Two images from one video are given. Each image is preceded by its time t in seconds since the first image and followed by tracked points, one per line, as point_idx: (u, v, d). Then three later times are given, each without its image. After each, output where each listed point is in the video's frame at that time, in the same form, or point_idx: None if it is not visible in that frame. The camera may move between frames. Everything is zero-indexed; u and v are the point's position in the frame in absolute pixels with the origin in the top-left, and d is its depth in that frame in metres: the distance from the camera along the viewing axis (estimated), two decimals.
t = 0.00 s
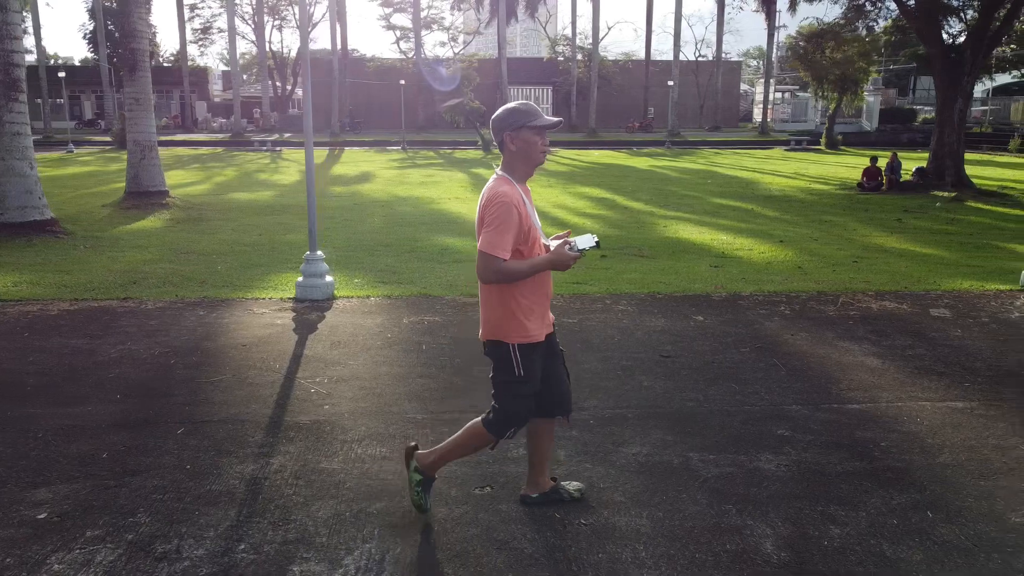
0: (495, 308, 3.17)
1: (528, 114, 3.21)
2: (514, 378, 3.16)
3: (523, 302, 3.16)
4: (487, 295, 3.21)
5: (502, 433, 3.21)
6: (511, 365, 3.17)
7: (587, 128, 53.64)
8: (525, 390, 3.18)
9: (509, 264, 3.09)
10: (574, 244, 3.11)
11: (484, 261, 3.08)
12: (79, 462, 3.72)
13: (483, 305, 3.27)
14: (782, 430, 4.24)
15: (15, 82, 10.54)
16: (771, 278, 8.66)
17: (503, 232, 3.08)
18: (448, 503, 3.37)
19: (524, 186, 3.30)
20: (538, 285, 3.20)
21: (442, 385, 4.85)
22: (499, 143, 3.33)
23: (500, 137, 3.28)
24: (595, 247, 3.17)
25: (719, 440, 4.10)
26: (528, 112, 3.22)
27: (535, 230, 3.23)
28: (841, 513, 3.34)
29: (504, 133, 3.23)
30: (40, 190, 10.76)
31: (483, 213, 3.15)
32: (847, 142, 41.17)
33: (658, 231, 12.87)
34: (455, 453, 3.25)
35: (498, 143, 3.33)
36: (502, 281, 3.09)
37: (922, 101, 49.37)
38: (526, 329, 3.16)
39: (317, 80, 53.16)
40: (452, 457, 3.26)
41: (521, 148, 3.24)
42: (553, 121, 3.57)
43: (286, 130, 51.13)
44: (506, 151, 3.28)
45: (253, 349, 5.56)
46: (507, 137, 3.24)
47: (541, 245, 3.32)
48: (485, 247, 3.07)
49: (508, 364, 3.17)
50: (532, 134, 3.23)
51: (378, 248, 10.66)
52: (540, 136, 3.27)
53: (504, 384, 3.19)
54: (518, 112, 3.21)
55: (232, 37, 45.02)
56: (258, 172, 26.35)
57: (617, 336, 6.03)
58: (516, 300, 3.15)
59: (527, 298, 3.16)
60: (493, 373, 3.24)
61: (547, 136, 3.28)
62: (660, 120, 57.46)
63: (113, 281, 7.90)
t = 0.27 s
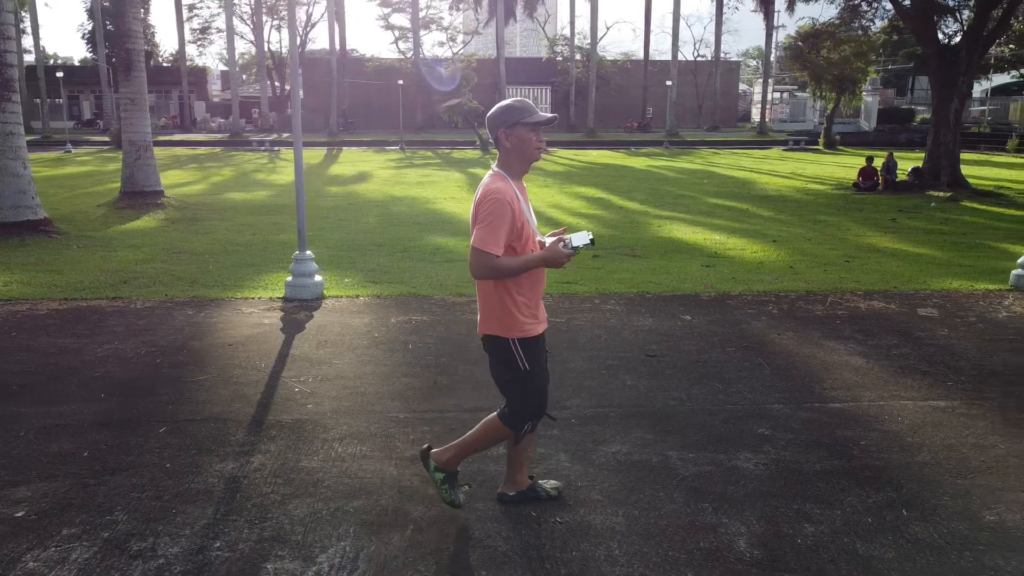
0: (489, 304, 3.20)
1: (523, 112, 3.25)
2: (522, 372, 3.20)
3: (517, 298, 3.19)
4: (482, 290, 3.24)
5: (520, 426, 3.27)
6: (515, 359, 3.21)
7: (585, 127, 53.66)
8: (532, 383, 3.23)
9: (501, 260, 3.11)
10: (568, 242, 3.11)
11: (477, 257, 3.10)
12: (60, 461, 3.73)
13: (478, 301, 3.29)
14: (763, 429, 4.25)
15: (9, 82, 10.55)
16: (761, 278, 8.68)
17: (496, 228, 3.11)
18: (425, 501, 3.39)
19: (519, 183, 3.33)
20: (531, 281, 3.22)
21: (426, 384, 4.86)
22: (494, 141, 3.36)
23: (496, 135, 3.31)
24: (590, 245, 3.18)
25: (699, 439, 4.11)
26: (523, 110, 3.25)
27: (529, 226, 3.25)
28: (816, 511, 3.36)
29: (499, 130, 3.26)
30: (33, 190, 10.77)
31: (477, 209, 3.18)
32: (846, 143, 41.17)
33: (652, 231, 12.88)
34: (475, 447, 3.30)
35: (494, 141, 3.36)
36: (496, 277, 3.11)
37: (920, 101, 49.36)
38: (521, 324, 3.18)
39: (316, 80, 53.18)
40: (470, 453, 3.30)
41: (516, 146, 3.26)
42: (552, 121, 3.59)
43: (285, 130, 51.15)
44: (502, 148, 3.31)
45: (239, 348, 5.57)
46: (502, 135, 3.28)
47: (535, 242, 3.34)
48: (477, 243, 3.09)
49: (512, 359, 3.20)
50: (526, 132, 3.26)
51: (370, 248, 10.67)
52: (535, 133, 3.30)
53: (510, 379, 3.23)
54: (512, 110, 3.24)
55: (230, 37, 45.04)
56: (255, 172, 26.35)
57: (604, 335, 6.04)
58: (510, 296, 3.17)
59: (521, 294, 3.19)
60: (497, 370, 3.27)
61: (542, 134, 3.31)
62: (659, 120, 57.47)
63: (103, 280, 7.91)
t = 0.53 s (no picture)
0: (483, 299, 3.24)
1: (518, 110, 3.26)
2: (524, 364, 3.22)
3: (512, 294, 3.23)
4: (476, 286, 3.29)
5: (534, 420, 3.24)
6: (516, 352, 3.23)
7: (583, 127, 53.67)
8: (535, 374, 3.23)
9: (494, 257, 3.15)
10: (562, 239, 3.12)
11: (469, 254, 3.15)
12: (40, 460, 3.75)
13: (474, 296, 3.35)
14: (744, 428, 4.26)
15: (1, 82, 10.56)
16: (752, 278, 8.69)
17: (489, 226, 3.16)
18: (403, 500, 3.40)
19: (514, 180, 3.36)
20: (524, 277, 3.26)
21: (410, 383, 4.87)
22: (490, 139, 3.40)
23: (491, 133, 3.34)
24: (585, 241, 3.19)
25: (679, 438, 4.12)
26: (518, 107, 3.26)
27: (523, 223, 3.28)
28: (791, 509, 3.37)
29: (494, 129, 3.29)
30: (26, 189, 10.77)
31: (471, 206, 3.23)
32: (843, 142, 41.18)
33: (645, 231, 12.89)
34: (496, 449, 3.30)
35: (490, 139, 3.40)
36: (488, 273, 3.16)
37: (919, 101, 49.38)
38: (516, 319, 3.22)
39: (314, 79, 53.20)
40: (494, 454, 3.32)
41: (511, 143, 3.29)
42: (550, 116, 3.59)
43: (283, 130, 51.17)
44: (497, 146, 3.34)
45: (225, 348, 5.59)
46: (497, 132, 3.30)
47: (530, 238, 3.37)
48: (469, 241, 3.14)
49: (513, 353, 3.22)
50: (521, 129, 3.28)
51: (363, 248, 10.67)
52: (530, 130, 3.32)
53: (514, 374, 3.24)
54: (506, 108, 3.26)
55: (229, 37, 45.07)
56: (252, 172, 26.36)
57: (590, 334, 6.06)
58: (504, 293, 3.21)
59: (515, 290, 3.23)
60: (497, 364, 3.29)
61: (538, 131, 3.33)
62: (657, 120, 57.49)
63: (94, 280, 7.92)
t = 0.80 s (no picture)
0: (477, 297, 3.26)
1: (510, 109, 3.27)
2: (520, 359, 3.25)
3: (506, 292, 3.24)
4: (470, 284, 3.30)
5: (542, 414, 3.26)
6: (513, 348, 3.25)
7: (582, 127, 53.70)
8: (532, 368, 3.25)
9: (487, 256, 3.17)
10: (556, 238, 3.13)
11: (461, 253, 3.17)
12: (20, 459, 3.76)
13: (466, 295, 3.37)
14: (724, 427, 4.28)
15: None
16: (742, 278, 8.70)
17: (481, 225, 3.18)
18: (380, 498, 3.41)
19: (508, 179, 3.36)
20: (517, 275, 3.27)
21: (394, 383, 4.88)
22: (484, 138, 3.40)
23: (484, 133, 3.34)
24: (578, 239, 3.19)
25: (659, 437, 4.14)
26: (512, 106, 3.26)
27: (516, 222, 3.29)
28: (766, 508, 3.38)
29: (487, 129, 3.29)
30: (19, 189, 10.77)
31: (465, 206, 3.24)
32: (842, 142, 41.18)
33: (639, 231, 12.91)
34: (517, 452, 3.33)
35: (484, 139, 3.39)
36: (481, 273, 3.18)
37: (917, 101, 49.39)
38: (511, 316, 3.25)
39: (313, 79, 53.25)
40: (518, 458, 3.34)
41: (504, 143, 3.29)
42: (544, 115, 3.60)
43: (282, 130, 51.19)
44: (491, 145, 3.34)
45: (212, 347, 5.60)
46: (490, 131, 3.31)
47: (524, 237, 3.38)
48: (461, 240, 3.16)
49: (510, 349, 3.24)
50: (515, 129, 3.28)
51: (355, 247, 10.69)
52: (523, 130, 3.31)
53: (511, 370, 3.27)
54: (499, 108, 3.25)
55: (227, 37, 45.10)
56: (250, 172, 26.38)
57: (577, 334, 6.08)
58: (498, 290, 3.23)
59: (510, 288, 3.25)
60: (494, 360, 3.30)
61: (532, 130, 3.32)
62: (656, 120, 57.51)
63: (85, 280, 7.94)
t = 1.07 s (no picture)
0: (471, 298, 3.29)
1: (505, 111, 3.27)
2: (512, 360, 3.29)
3: (500, 293, 3.27)
4: (464, 285, 3.33)
5: (538, 413, 3.33)
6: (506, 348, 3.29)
7: (581, 127, 53.71)
8: (524, 369, 3.30)
9: (480, 257, 3.19)
10: (550, 238, 3.14)
11: (454, 255, 3.19)
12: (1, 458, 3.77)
13: (460, 295, 3.39)
14: (705, 426, 4.29)
15: None
16: (732, 277, 8.72)
17: (475, 227, 3.20)
18: (357, 496, 3.43)
19: (503, 180, 3.37)
20: (511, 277, 3.29)
21: (377, 382, 4.90)
22: (479, 140, 3.40)
23: (479, 134, 3.36)
24: (573, 240, 3.20)
25: (639, 436, 4.16)
26: (506, 109, 3.27)
27: (510, 224, 3.31)
28: (742, 506, 3.40)
29: (481, 131, 3.30)
30: (12, 189, 10.78)
31: (459, 207, 3.26)
32: (840, 143, 41.18)
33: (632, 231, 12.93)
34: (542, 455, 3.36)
35: (478, 140, 3.40)
36: (475, 274, 3.20)
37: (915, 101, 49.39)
38: (504, 316, 3.28)
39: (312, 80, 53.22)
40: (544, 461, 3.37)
41: (499, 145, 3.30)
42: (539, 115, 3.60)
43: (280, 130, 51.17)
44: (485, 147, 3.34)
45: (198, 346, 5.62)
46: (485, 133, 3.31)
47: (518, 238, 3.39)
48: (455, 242, 3.18)
49: (502, 350, 3.28)
50: (510, 131, 3.29)
51: (349, 247, 10.70)
52: (518, 132, 3.32)
53: (504, 369, 3.31)
54: (493, 110, 3.26)
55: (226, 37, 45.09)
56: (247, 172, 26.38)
57: (564, 333, 6.09)
58: (492, 291, 3.25)
59: (503, 289, 3.27)
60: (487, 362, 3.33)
61: (526, 132, 3.33)
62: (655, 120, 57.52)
63: (76, 279, 7.95)
